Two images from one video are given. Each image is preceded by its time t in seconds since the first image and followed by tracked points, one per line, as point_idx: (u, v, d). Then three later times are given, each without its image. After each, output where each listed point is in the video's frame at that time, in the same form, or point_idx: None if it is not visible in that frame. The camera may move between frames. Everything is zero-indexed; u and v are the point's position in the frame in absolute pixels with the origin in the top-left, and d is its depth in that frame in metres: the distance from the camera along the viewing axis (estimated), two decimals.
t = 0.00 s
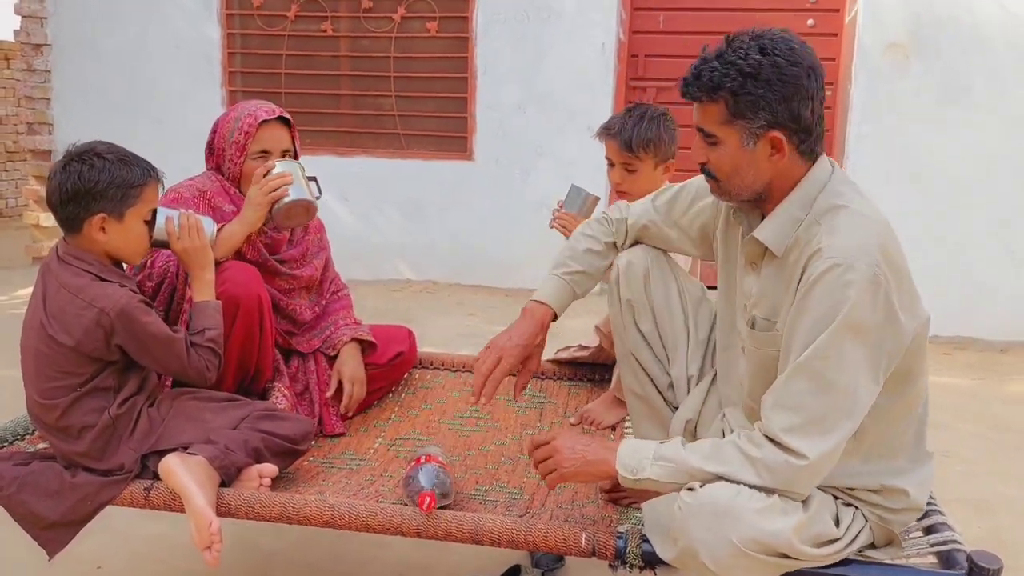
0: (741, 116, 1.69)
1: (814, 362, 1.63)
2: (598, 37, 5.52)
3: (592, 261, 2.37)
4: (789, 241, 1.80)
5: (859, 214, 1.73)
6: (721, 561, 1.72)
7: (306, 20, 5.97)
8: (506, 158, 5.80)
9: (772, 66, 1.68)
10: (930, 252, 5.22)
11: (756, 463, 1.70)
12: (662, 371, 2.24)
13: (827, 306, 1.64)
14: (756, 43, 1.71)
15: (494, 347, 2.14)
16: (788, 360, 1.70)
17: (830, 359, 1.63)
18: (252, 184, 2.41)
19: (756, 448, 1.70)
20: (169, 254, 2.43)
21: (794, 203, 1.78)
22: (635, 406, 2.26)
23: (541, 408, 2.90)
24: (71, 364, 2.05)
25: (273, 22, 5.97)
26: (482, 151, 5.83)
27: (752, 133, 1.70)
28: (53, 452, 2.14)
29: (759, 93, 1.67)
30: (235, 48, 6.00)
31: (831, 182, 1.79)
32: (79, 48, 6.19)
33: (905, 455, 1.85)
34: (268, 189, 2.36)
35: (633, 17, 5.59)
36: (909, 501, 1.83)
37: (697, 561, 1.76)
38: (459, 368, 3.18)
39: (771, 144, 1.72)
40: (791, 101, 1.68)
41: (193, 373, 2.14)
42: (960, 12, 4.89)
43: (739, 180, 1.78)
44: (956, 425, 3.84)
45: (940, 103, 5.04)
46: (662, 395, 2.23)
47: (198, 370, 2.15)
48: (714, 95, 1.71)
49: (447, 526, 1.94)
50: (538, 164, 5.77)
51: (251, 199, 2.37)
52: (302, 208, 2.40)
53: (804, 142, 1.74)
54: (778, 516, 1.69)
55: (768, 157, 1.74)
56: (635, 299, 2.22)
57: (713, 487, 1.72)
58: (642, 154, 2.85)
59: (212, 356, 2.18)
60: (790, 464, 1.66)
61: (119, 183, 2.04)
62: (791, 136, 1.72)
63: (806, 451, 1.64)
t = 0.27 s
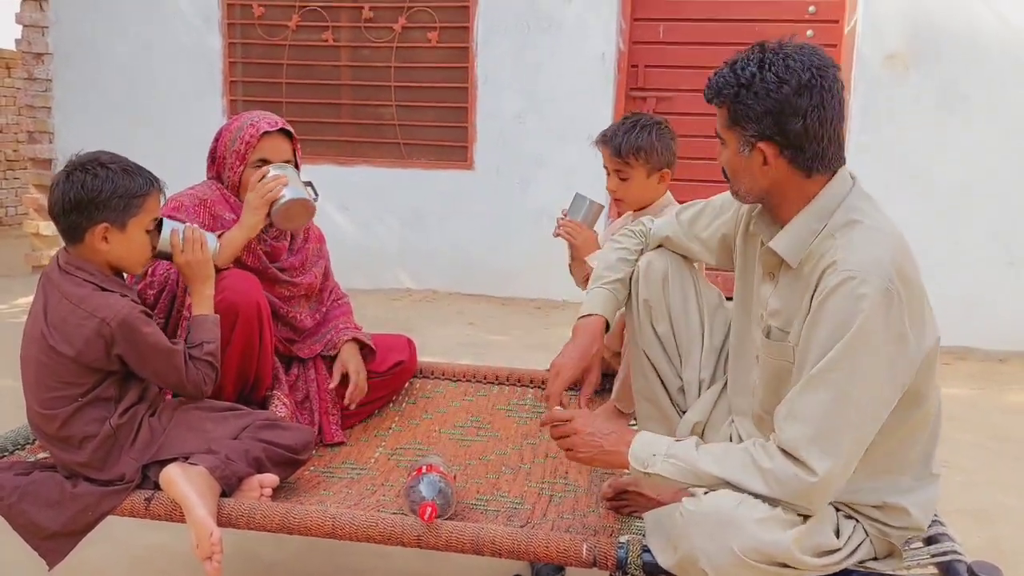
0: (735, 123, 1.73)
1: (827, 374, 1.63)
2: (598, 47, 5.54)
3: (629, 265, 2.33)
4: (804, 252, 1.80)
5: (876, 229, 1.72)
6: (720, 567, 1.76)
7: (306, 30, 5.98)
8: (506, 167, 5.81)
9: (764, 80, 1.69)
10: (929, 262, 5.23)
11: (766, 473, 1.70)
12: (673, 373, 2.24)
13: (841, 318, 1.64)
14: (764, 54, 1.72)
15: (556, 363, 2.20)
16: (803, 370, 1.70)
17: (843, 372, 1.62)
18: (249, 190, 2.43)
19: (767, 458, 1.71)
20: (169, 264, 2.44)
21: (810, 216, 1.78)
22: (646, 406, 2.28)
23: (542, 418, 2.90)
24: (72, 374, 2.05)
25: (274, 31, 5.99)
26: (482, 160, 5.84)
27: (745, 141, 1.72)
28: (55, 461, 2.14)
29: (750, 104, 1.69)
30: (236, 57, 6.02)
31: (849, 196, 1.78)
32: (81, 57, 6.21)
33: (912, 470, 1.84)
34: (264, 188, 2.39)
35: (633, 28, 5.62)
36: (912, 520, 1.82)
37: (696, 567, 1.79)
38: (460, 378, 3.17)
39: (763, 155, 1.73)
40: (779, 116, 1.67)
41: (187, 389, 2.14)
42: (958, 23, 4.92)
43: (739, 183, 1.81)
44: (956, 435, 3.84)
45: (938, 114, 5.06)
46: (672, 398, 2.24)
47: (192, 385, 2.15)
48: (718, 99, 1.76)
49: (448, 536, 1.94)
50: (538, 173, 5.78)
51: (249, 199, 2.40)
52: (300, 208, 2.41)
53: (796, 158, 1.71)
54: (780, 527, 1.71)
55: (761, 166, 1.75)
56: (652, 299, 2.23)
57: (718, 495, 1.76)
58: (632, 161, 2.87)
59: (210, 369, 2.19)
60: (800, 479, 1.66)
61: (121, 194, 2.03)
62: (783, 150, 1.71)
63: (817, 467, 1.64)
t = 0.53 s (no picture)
0: (752, 122, 1.75)
1: (839, 372, 1.63)
2: (597, 55, 5.55)
3: (635, 270, 2.34)
4: (812, 255, 1.80)
5: (885, 233, 1.73)
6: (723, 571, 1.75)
7: (306, 38, 6.00)
8: (505, 173, 5.82)
9: (784, 79, 1.70)
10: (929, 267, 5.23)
11: (775, 473, 1.70)
12: (677, 379, 2.24)
13: (851, 318, 1.65)
14: (784, 56, 1.74)
15: (564, 365, 2.22)
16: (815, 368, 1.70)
17: (855, 371, 1.62)
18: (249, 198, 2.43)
19: (776, 458, 1.70)
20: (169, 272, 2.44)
21: (819, 219, 1.78)
22: (648, 414, 2.28)
23: (543, 425, 2.90)
24: (66, 386, 2.04)
25: (274, 39, 6.00)
26: (481, 167, 5.85)
27: (761, 139, 1.74)
28: (54, 471, 2.14)
29: (767, 103, 1.71)
30: (235, 65, 6.03)
31: (860, 202, 1.79)
32: (81, 65, 6.22)
33: (917, 476, 1.84)
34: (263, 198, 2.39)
35: (632, 35, 5.64)
36: (914, 525, 1.82)
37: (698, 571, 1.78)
38: (459, 385, 3.17)
39: (776, 155, 1.74)
40: (794, 116, 1.68)
41: (170, 410, 2.14)
42: (956, 29, 4.94)
43: (752, 183, 1.82)
44: (957, 441, 3.83)
45: (936, 120, 5.07)
46: (675, 404, 2.24)
47: (175, 409, 2.15)
48: (736, 97, 1.78)
49: (449, 544, 1.93)
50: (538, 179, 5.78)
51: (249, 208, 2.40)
52: (298, 215, 2.41)
53: (808, 158, 1.72)
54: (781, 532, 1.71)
55: (774, 167, 1.76)
56: (658, 304, 2.24)
57: (719, 500, 1.76)
58: (627, 166, 2.88)
59: (191, 395, 2.20)
60: (809, 477, 1.65)
61: (126, 206, 2.04)
62: (796, 150, 1.72)
63: (824, 463, 1.63)
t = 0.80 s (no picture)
0: (766, 125, 1.75)
1: (846, 372, 1.64)
2: (595, 63, 5.57)
3: (640, 278, 2.34)
4: (815, 259, 1.81)
5: (887, 237, 1.74)
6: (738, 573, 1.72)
7: (304, 47, 6.00)
8: (503, 181, 5.83)
9: (801, 84, 1.72)
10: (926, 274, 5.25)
11: (786, 476, 1.69)
12: (679, 386, 2.24)
13: (858, 320, 1.65)
14: (800, 63, 1.76)
15: (575, 376, 2.21)
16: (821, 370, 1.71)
17: (862, 371, 1.63)
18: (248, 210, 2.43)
19: (786, 461, 1.70)
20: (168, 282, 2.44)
21: (821, 224, 1.79)
22: (650, 421, 2.27)
23: (542, 433, 2.89)
24: (69, 394, 2.03)
25: (272, 49, 6.01)
26: (479, 175, 5.85)
27: (773, 142, 1.74)
28: (53, 482, 2.12)
29: (783, 106, 1.72)
30: (234, 75, 6.04)
31: (862, 209, 1.80)
32: (79, 74, 6.22)
33: (919, 481, 1.84)
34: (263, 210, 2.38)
35: (630, 44, 5.65)
36: (916, 529, 1.81)
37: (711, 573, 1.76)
38: (458, 394, 3.17)
39: (789, 157, 1.75)
40: (810, 120, 1.69)
41: (168, 424, 2.14)
42: (952, 37, 4.97)
43: (759, 187, 1.81)
44: (956, 447, 3.83)
45: (933, 127, 5.09)
46: (676, 410, 2.24)
47: (172, 424, 2.15)
48: (750, 102, 1.79)
49: (449, 554, 1.93)
50: (536, 187, 5.79)
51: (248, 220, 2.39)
52: (299, 227, 2.39)
53: (820, 163, 1.73)
54: (795, 533, 1.69)
55: (785, 170, 1.76)
56: (661, 309, 2.25)
57: (730, 502, 1.73)
58: (628, 172, 2.89)
59: (188, 404, 2.20)
60: (819, 475, 1.65)
61: (114, 215, 2.02)
62: (809, 154, 1.73)
63: (835, 461, 1.63)
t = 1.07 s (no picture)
0: (777, 121, 1.75)
1: (835, 373, 1.64)
2: (593, 65, 5.58)
3: (635, 283, 2.36)
4: (804, 260, 1.81)
5: (876, 236, 1.74)
6: None
7: (301, 50, 6.01)
8: (501, 183, 5.83)
9: (817, 82, 1.72)
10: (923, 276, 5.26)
11: (779, 479, 1.70)
12: (675, 388, 2.24)
13: (846, 319, 1.66)
14: (815, 62, 1.77)
15: (567, 383, 2.24)
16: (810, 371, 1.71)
17: (851, 371, 1.63)
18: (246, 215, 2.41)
19: (778, 464, 1.71)
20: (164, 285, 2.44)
21: (811, 224, 1.79)
22: (647, 424, 2.27)
23: (540, 435, 2.90)
24: (65, 397, 2.03)
25: (270, 51, 6.01)
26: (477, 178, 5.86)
27: (781, 139, 1.74)
28: (52, 484, 2.12)
29: (798, 102, 1.72)
30: (231, 77, 6.04)
31: (850, 208, 1.79)
32: (76, 77, 6.22)
33: (916, 482, 1.84)
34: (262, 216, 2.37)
35: (628, 46, 5.65)
36: (913, 530, 1.82)
37: None
38: (456, 397, 3.17)
39: (796, 154, 1.75)
40: (825, 118, 1.70)
41: (166, 426, 2.13)
42: (949, 39, 4.98)
43: (760, 183, 1.80)
44: (953, 449, 3.84)
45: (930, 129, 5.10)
46: (672, 412, 2.24)
47: (167, 425, 2.13)
48: (761, 96, 1.78)
49: (448, 556, 1.93)
50: (534, 190, 5.80)
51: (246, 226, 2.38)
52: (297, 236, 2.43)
53: (826, 163, 1.74)
54: (794, 535, 1.69)
55: (790, 167, 1.77)
56: (656, 312, 2.26)
57: (731, 505, 1.72)
58: (630, 174, 2.89)
59: (187, 407, 2.19)
60: (811, 477, 1.66)
61: (107, 214, 2.02)
62: (817, 153, 1.74)
63: (827, 463, 1.64)
